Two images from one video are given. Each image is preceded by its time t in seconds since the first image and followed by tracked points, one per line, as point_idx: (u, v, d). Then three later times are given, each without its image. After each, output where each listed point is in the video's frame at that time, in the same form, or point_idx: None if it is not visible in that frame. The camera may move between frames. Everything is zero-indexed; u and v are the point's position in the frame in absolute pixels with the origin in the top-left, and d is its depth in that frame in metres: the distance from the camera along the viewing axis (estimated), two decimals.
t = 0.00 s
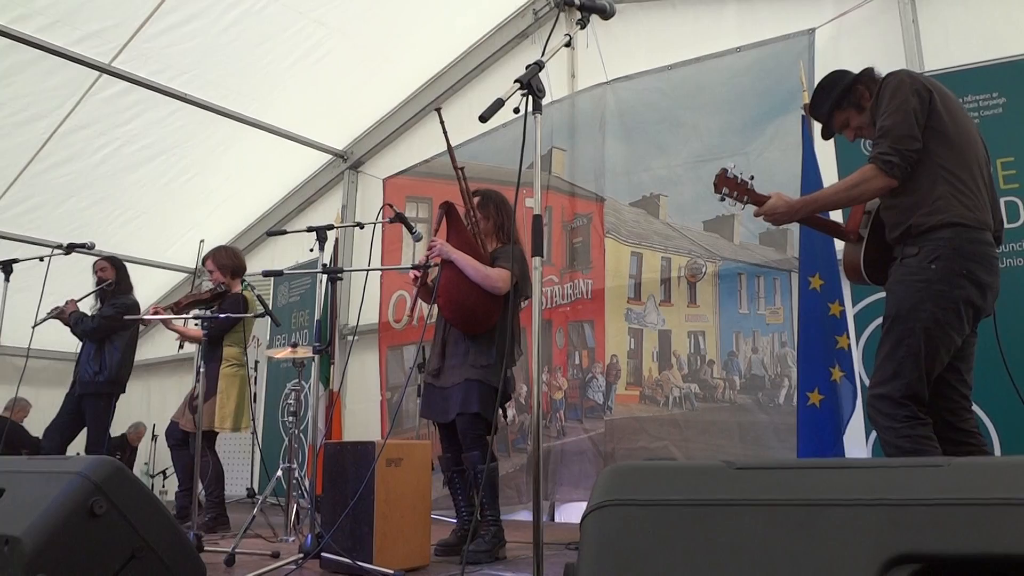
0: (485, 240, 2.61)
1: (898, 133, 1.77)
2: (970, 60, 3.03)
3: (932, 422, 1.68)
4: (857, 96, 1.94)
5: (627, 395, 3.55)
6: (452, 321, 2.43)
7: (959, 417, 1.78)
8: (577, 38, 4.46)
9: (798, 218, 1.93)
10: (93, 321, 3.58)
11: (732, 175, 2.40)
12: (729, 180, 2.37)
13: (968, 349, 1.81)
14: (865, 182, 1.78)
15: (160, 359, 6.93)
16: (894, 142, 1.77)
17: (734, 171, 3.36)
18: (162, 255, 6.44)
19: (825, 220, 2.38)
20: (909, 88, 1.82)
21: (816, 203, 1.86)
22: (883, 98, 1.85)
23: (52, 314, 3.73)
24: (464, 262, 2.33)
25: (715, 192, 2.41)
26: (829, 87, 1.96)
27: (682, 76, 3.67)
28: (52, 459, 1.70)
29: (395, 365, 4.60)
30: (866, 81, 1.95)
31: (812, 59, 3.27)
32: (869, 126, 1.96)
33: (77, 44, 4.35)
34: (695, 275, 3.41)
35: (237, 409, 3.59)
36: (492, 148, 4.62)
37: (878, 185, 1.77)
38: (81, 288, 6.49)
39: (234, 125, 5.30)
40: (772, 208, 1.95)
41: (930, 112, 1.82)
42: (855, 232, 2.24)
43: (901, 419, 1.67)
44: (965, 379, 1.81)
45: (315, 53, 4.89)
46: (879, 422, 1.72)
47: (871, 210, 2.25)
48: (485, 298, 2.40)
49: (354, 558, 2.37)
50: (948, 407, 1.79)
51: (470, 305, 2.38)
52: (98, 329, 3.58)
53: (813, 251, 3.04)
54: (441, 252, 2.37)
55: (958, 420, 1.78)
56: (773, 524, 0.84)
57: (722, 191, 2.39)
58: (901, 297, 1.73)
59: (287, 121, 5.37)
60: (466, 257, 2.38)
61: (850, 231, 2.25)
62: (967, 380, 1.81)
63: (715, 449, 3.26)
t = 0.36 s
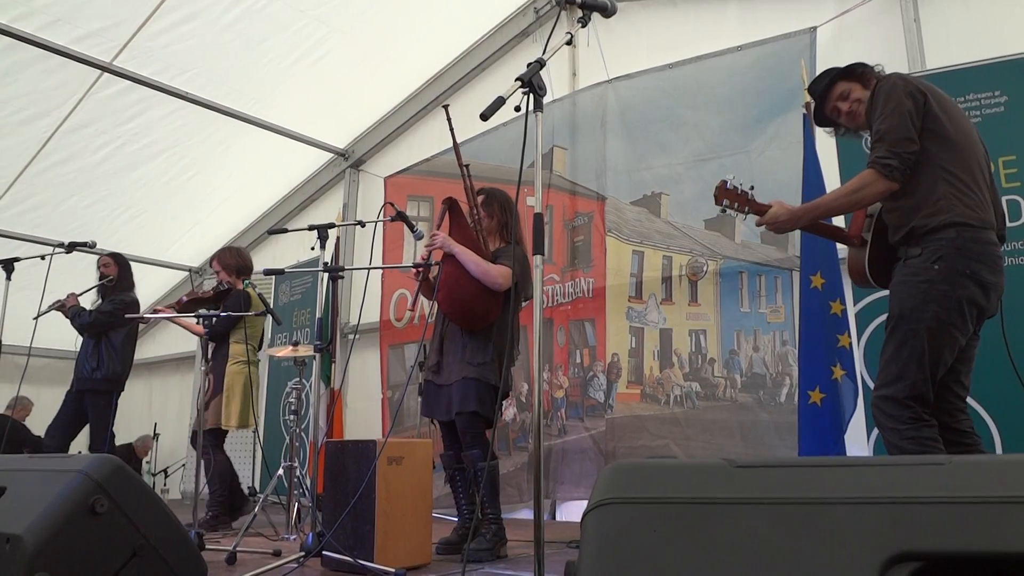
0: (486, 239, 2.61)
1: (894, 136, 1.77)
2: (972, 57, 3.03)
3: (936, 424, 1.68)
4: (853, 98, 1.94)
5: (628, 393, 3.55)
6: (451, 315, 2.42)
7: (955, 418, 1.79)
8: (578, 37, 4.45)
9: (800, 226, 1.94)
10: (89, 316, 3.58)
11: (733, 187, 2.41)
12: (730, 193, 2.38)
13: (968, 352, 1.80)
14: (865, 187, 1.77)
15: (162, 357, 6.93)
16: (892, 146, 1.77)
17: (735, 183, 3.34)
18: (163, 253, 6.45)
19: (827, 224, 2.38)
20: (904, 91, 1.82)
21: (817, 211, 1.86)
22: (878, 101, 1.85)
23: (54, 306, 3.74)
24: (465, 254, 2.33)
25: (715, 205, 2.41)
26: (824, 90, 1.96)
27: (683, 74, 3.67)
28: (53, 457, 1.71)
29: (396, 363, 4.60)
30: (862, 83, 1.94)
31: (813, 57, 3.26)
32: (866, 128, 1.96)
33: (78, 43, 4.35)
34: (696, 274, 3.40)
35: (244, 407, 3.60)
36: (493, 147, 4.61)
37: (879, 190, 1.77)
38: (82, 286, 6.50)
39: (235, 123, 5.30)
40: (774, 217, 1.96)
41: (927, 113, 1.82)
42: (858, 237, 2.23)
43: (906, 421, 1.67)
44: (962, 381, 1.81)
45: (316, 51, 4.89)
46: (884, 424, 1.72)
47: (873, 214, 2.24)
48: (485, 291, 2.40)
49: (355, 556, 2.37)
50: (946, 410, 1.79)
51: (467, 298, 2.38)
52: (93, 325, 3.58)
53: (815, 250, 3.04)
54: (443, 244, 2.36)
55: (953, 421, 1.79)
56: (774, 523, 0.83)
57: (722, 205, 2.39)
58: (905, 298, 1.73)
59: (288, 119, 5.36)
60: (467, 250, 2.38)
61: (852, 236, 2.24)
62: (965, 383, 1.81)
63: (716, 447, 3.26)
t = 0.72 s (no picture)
0: (487, 237, 2.61)
1: (892, 137, 1.77)
2: (973, 55, 3.02)
3: (933, 422, 1.68)
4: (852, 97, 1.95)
5: (629, 392, 3.55)
6: (452, 314, 2.42)
7: (950, 416, 1.79)
8: (578, 35, 4.45)
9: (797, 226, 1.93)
10: (87, 313, 3.58)
11: (729, 188, 2.39)
12: (727, 195, 2.36)
13: (964, 352, 1.81)
14: (862, 189, 1.77)
15: (163, 357, 6.94)
16: (889, 146, 1.77)
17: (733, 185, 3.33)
18: (164, 253, 6.45)
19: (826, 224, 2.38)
20: (903, 91, 1.82)
21: (814, 212, 1.87)
22: (877, 102, 1.85)
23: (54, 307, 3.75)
24: (465, 252, 2.35)
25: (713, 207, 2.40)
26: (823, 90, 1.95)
27: (684, 72, 3.66)
28: (55, 456, 1.71)
29: (397, 363, 4.60)
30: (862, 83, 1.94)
31: (814, 55, 3.26)
32: (865, 128, 1.96)
33: (78, 43, 4.35)
34: (697, 272, 3.40)
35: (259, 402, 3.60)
36: (493, 146, 4.61)
37: (875, 190, 1.77)
38: (84, 286, 6.50)
39: (235, 123, 5.29)
40: (771, 218, 1.96)
41: (925, 113, 1.82)
42: (855, 239, 2.24)
43: (902, 418, 1.68)
44: (956, 378, 1.80)
45: (316, 50, 4.89)
46: (881, 423, 1.72)
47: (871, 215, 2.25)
48: (486, 288, 2.40)
49: (357, 555, 2.37)
50: (942, 408, 1.79)
51: (470, 297, 2.37)
52: (92, 321, 3.59)
53: (815, 249, 3.04)
54: (443, 244, 2.38)
55: (948, 419, 1.79)
56: (774, 522, 0.83)
57: (719, 206, 2.37)
58: (903, 296, 1.73)
59: (288, 119, 5.36)
60: (467, 248, 2.39)
61: (852, 236, 2.25)
62: (960, 380, 1.80)
63: (717, 445, 3.26)
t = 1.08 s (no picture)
0: (489, 235, 2.62)
1: (887, 130, 1.77)
2: (976, 54, 3.02)
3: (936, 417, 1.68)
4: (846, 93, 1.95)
5: (630, 390, 3.55)
6: (456, 313, 2.43)
7: (961, 412, 1.78)
8: (580, 34, 4.45)
9: (794, 221, 1.93)
10: (91, 310, 3.58)
11: (726, 183, 2.40)
12: (724, 190, 2.37)
13: (969, 344, 1.81)
14: (858, 182, 1.77)
15: (165, 355, 6.94)
16: (884, 140, 1.76)
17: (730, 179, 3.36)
18: (165, 250, 6.45)
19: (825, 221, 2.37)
20: (896, 85, 1.82)
21: (811, 206, 1.87)
22: (870, 95, 1.84)
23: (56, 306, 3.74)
24: (464, 251, 2.35)
25: (710, 202, 2.41)
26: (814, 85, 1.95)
27: (686, 71, 3.66)
28: (56, 453, 1.71)
29: (398, 360, 4.60)
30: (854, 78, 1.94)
31: (816, 54, 3.26)
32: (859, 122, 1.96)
33: (80, 40, 4.35)
34: (698, 270, 3.40)
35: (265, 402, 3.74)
36: (495, 144, 4.61)
37: (871, 184, 1.77)
38: (85, 284, 6.51)
39: (237, 120, 5.30)
40: (768, 214, 1.95)
41: (918, 106, 1.82)
42: (854, 234, 2.23)
43: (905, 414, 1.67)
44: (966, 373, 1.80)
45: (318, 48, 4.89)
46: (883, 417, 1.72)
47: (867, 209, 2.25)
48: (486, 287, 2.40)
49: (357, 553, 2.37)
50: (950, 403, 1.79)
51: (472, 295, 2.38)
52: (97, 318, 3.59)
53: (817, 248, 3.06)
54: (442, 242, 2.39)
55: (960, 415, 1.78)
56: (774, 518, 0.83)
57: (716, 201, 2.38)
58: (902, 293, 1.73)
59: (290, 116, 5.37)
60: (467, 247, 2.40)
61: (849, 232, 2.25)
62: (969, 374, 1.80)
63: (718, 443, 3.26)
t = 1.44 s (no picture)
0: (490, 233, 2.61)
1: (891, 141, 1.76)
2: (978, 53, 3.02)
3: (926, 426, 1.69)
4: (849, 101, 1.94)
5: (630, 390, 3.55)
6: (457, 312, 2.43)
7: (939, 420, 1.79)
8: (582, 33, 4.45)
9: (795, 231, 1.93)
10: (94, 310, 3.57)
11: (728, 195, 2.38)
12: (725, 202, 2.36)
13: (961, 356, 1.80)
14: (861, 193, 1.77)
15: (166, 354, 6.95)
16: (887, 151, 1.76)
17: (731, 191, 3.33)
18: (167, 250, 6.46)
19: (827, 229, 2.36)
20: (901, 95, 1.81)
21: (812, 217, 1.86)
22: (874, 105, 1.84)
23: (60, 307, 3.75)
24: (467, 250, 2.35)
25: (711, 213, 2.40)
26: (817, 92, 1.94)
27: (688, 70, 3.65)
28: (57, 452, 1.71)
29: (399, 360, 4.60)
30: (857, 87, 1.94)
31: (818, 54, 3.26)
32: (862, 131, 1.95)
33: (81, 39, 4.35)
34: (699, 270, 3.40)
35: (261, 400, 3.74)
36: (496, 144, 4.61)
37: (874, 195, 1.76)
38: (87, 283, 6.51)
39: (238, 119, 5.30)
40: (770, 224, 1.95)
41: (922, 117, 1.81)
42: (855, 243, 2.23)
43: (895, 423, 1.68)
44: (947, 384, 1.80)
45: (320, 47, 4.89)
46: (874, 428, 1.72)
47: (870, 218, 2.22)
48: (488, 284, 2.40)
49: (358, 553, 2.37)
50: (932, 413, 1.79)
51: (474, 294, 2.38)
52: (100, 318, 3.59)
53: (817, 252, 3.06)
54: (443, 242, 2.38)
55: (937, 423, 1.78)
56: (775, 519, 0.83)
57: (717, 212, 2.37)
58: (899, 302, 1.73)
59: (291, 116, 5.37)
60: (469, 246, 2.39)
61: (851, 241, 2.23)
62: (951, 387, 1.80)
63: (718, 443, 3.26)
